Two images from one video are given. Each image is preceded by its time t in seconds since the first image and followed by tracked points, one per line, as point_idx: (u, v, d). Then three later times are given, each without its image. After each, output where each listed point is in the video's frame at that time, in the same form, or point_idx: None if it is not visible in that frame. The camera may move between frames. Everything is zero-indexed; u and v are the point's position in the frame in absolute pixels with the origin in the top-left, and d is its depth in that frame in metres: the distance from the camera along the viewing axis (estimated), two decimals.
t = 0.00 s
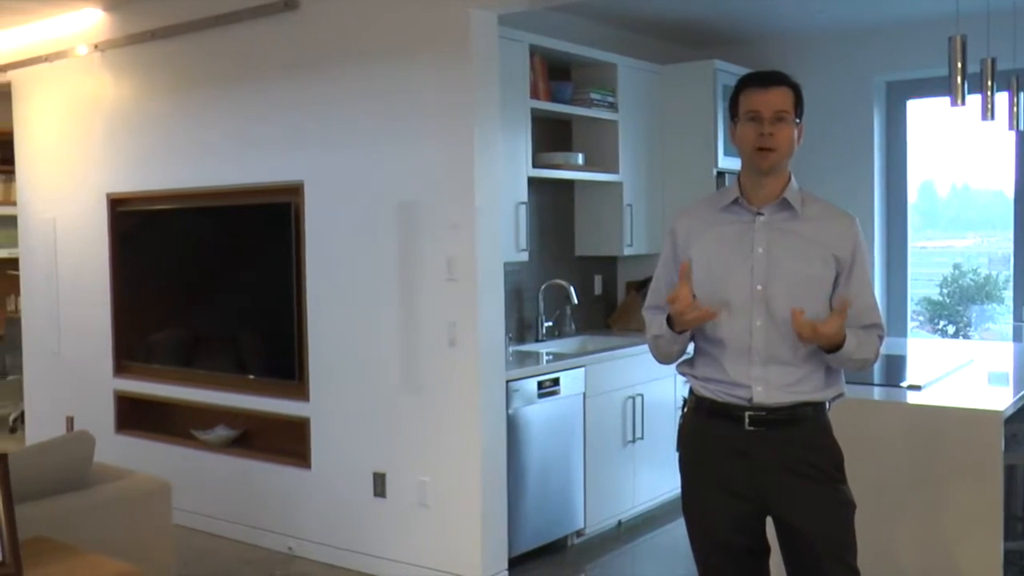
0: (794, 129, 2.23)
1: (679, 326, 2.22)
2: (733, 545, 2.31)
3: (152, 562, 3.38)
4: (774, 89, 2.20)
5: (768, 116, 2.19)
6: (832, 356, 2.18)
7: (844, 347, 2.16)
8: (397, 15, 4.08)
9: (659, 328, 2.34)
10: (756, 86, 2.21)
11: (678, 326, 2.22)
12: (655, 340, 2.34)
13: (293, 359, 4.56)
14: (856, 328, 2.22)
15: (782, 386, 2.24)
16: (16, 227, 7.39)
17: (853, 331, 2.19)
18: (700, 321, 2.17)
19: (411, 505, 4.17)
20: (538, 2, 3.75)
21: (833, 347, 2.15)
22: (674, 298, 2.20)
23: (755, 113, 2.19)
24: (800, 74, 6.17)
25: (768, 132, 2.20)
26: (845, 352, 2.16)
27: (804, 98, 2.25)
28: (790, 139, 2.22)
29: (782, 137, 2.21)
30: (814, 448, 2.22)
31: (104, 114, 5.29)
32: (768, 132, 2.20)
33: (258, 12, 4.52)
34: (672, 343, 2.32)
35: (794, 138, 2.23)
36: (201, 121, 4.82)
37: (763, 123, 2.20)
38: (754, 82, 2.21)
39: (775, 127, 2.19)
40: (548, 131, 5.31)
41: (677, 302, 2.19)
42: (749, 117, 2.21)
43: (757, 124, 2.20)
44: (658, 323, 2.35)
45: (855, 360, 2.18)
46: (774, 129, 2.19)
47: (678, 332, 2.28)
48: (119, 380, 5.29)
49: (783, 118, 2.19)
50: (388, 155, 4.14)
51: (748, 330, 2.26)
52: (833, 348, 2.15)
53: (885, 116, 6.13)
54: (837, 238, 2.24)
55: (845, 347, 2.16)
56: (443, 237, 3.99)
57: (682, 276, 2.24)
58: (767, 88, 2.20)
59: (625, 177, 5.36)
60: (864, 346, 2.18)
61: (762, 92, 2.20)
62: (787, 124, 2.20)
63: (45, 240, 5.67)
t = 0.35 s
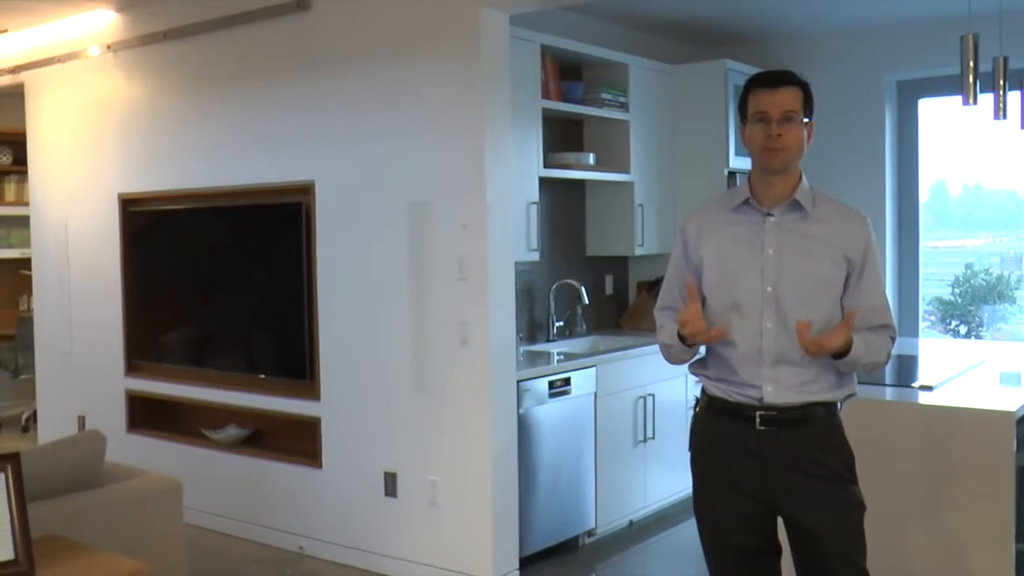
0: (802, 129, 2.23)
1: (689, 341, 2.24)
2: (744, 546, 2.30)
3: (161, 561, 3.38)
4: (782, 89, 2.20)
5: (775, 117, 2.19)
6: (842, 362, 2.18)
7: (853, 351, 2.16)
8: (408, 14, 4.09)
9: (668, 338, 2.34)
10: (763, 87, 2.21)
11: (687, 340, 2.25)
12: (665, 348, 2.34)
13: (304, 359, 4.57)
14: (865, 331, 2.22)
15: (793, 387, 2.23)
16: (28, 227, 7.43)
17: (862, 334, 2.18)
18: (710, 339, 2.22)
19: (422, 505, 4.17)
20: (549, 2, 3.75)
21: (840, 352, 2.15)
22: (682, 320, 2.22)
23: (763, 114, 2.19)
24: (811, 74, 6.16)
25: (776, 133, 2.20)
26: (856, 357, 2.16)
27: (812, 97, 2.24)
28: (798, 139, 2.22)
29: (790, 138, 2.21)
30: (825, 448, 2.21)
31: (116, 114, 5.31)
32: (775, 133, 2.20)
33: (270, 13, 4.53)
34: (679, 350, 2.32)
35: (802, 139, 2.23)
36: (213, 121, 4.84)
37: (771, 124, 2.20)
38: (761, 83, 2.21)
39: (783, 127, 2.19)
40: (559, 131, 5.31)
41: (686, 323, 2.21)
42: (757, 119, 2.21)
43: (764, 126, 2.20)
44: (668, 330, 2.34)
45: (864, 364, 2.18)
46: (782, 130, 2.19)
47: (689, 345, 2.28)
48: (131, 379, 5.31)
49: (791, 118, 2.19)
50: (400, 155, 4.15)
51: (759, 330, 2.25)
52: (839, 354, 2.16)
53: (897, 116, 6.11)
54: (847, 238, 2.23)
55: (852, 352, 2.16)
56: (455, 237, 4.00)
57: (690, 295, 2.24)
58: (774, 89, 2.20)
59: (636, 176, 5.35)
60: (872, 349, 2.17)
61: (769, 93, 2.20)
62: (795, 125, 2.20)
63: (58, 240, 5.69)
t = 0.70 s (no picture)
0: (796, 128, 2.22)
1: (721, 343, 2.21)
2: (757, 544, 2.30)
3: (168, 560, 3.39)
4: (772, 89, 2.19)
5: (766, 118, 2.19)
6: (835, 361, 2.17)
7: (845, 350, 2.15)
8: (415, 15, 4.09)
9: (691, 341, 2.31)
10: (753, 89, 2.21)
11: (720, 340, 2.22)
12: (686, 352, 2.33)
13: (311, 359, 4.57)
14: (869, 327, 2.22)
15: (807, 386, 2.23)
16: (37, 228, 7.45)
17: (858, 333, 2.17)
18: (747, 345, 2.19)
19: (428, 505, 4.17)
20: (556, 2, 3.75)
21: (831, 353, 2.14)
22: (724, 323, 2.18)
23: (754, 116, 2.20)
24: (819, 75, 6.15)
25: (768, 133, 2.20)
26: (850, 356, 2.15)
27: (804, 95, 2.23)
28: (792, 138, 2.21)
29: (784, 137, 2.20)
30: (839, 446, 2.20)
31: (125, 115, 5.31)
32: (768, 134, 2.20)
33: (277, 14, 4.54)
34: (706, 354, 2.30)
35: (796, 137, 2.22)
36: (221, 122, 4.85)
37: (763, 125, 2.20)
38: (751, 85, 2.22)
39: (775, 127, 2.19)
40: (566, 132, 5.30)
41: (727, 326, 2.17)
42: (749, 121, 2.22)
43: (757, 127, 2.21)
44: (686, 336, 2.33)
45: (862, 360, 2.17)
46: (774, 130, 2.19)
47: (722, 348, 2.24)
48: (137, 380, 5.32)
49: (782, 118, 2.19)
50: (407, 156, 4.15)
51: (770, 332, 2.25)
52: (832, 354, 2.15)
53: (905, 116, 6.10)
54: (849, 235, 2.22)
55: (846, 351, 2.15)
56: (462, 237, 3.99)
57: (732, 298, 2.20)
58: (763, 90, 2.20)
59: (643, 177, 5.35)
60: (869, 346, 2.16)
61: (759, 94, 2.20)
62: (787, 124, 2.19)
63: (66, 241, 5.71)
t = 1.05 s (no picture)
0: (795, 128, 2.20)
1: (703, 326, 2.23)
2: (766, 542, 2.30)
3: (176, 561, 3.40)
4: (766, 93, 2.18)
5: (762, 122, 2.18)
6: (852, 338, 2.15)
7: (862, 329, 2.12)
8: (422, 15, 4.09)
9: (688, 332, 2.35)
10: (748, 94, 2.20)
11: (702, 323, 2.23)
12: (686, 343, 2.35)
13: (317, 359, 4.57)
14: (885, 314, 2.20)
15: (818, 385, 2.22)
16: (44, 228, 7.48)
17: (876, 312, 2.14)
18: (726, 319, 2.19)
19: (435, 505, 4.17)
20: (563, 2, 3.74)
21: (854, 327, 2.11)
22: (698, 297, 2.21)
23: (750, 122, 2.19)
24: (826, 75, 6.13)
25: (766, 137, 2.19)
26: (867, 331, 2.12)
27: (801, 93, 2.21)
28: (791, 138, 2.19)
29: (782, 139, 2.18)
30: (850, 446, 2.19)
31: (133, 115, 5.32)
32: (765, 139, 2.19)
33: (284, 14, 4.54)
34: (700, 345, 2.33)
35: (795, 137, 2.20)
36: (228, 123, 4.85)
37: (759, 130, 2.19)
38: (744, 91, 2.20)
39: (771, 131, 2.18)
40: (573, 132, 5.30)
41: (700, 300, 2.20)
42: (746, 127, 2.21)
43: (754, 133, 2.20)
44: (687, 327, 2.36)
45: (879, 340, 2.14)
46: (771, 134, 2.18)
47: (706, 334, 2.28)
48: (144, 379, 5.33)
49: (778, 121, 2.17)
50: (414, 156, 4.15)
51: (781, 332, 2.25)
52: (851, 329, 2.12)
53: (912, 116, 6.08)
54: (859, 231, 2.21)
55: (865, 325, 2.12)
56: (469, 237, 3.99)
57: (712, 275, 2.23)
58: (758, 95, 2.18)
59: (650, 177, 5.34)
60: (887, 325, 2.13)
61: (753, 99, 2.19)
62: (784, 126, 2.18)
63: (73, 241, 5.72)
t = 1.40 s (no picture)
0: (812, 136, 2.20)
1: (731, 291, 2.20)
2: (771, 542, 2.30)
3: (186, 560, 3.41)
4: (785, 102, 2.16)
5: (782, 133, 2.17)
6: (853, 334, 2.13)
7: (863, 325, 2.10)
8: (430, 15, 4.10)
9: (708, 317, 2.30)
10: (767, 102, 2.17)
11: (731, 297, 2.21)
12: (703, 327, 2.31)
13: (326, 359, 4.58)
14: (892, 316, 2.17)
15: (821, 385, 2.21)
16: (54, 229, 7.51)
17: (880, 311, 2.13)
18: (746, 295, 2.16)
19: (445, 505, 4.17)
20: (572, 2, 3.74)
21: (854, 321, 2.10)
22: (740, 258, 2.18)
23: (770, 132, 2.17)
24: (835, 75, 6.12)
25: (786, 148, 2.18)
26: (869, 329, 2.11)
27: (819, 99, 2.20)
28: (809, 147, 2.20)
29: (801, 149, 2.19)
30: (855, 448, 2.18)
31: (143, 116, 5.33)
32: (785, 149, 2.18)
33: (292, 15, 4.55)
34: (721, 329, 2.28)
35: (813, 145, 2.21)
36: (237, 123, 4.86)
37: (779, 140, 2.18)
38: (763, 100, 2.18)
39: (791, 142, 2.17)
40: (581, 132, 5.30)
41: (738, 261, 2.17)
42: (765, 135, 2.20)
43: (773, 142, 2.19)
44: (704, 314, 2.33)
45: (881, 340, 2.12)
46: (790, 144, 2.18)
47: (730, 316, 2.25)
48: (154, 379, 5.35)
49: (799, 131, 2.16)
50: (422, 156, 4.16)
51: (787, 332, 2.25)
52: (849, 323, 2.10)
53: (921, 116, 6.06)
54: (870, 233, 2.20)
55: (867, 321, 2.10)
56: (478, 238, 4.00)
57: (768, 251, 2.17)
58: (777, 104, 2.16)
59: (659, 177, 5.34)
60: (890, 325, 2.12)
61: (773, 109, 2.16)
62: (803, 136, 2.17)
63: (83, 241, 5.74)
